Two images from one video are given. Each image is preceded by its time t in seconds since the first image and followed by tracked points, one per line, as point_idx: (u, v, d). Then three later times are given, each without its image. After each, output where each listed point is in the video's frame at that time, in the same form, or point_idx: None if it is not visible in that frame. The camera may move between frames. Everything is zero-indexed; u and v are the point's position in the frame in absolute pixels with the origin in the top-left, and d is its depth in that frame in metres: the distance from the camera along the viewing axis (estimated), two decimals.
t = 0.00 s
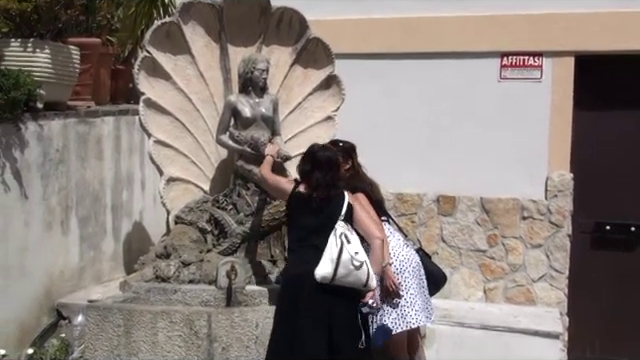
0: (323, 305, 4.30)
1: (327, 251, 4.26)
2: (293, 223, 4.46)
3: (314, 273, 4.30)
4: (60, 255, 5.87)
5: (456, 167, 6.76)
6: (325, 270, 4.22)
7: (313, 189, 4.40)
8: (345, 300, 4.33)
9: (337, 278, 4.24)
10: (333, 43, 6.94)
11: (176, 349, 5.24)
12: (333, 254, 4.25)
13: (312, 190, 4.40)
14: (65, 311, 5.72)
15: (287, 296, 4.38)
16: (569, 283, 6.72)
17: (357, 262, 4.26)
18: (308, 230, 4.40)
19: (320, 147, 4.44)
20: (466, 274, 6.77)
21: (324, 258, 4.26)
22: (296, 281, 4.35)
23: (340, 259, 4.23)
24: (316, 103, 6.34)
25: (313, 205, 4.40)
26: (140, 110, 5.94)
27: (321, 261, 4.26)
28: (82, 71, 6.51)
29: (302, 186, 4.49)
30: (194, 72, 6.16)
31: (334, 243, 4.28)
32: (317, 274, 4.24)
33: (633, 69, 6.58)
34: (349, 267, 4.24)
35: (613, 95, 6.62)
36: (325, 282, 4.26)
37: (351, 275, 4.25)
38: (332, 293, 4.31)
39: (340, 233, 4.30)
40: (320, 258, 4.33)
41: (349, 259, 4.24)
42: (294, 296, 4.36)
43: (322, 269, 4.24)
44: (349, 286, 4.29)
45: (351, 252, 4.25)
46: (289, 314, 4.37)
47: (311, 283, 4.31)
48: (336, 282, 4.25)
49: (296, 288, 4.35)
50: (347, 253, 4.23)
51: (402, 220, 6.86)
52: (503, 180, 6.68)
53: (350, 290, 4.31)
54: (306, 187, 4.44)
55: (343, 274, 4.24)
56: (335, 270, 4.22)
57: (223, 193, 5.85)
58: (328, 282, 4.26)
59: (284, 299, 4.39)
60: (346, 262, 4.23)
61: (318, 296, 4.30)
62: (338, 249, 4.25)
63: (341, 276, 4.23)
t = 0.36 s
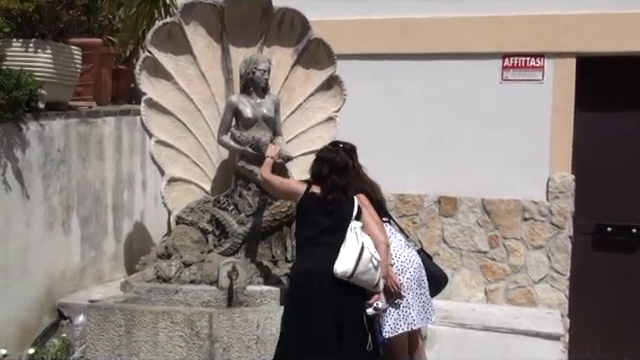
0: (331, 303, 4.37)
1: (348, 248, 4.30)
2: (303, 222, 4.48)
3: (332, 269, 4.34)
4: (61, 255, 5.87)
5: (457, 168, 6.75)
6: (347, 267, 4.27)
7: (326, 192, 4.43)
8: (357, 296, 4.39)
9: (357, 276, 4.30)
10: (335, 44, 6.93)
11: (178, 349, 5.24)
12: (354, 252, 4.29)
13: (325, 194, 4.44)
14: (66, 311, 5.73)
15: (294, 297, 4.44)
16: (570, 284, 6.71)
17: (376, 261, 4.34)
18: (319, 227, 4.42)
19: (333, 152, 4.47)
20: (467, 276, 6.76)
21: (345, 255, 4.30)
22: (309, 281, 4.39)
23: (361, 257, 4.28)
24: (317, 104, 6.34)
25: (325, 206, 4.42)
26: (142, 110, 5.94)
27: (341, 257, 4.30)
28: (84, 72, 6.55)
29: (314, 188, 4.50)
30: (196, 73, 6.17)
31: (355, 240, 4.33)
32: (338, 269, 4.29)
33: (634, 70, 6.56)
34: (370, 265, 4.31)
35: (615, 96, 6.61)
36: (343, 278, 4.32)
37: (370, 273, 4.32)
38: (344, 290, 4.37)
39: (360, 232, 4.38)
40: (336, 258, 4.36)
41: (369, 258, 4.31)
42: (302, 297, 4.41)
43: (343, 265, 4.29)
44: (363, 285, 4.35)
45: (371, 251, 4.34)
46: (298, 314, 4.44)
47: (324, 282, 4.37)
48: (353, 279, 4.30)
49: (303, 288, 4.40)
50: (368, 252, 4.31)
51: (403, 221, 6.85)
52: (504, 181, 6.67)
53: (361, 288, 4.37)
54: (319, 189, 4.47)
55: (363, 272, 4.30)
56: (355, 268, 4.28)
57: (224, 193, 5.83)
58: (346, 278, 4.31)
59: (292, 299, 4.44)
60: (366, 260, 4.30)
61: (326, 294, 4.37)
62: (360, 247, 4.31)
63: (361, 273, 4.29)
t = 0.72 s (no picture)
0: (327, 309, 4.33)
1: (350, 245, 4.29)
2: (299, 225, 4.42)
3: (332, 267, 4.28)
4: (63, 254, 5.88)
5: (459, 169, 6.75)
6: (349, 264, 4.23)
7: (329, 196, 4.41)
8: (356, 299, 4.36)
9: (358, 273, 4.27)
10: (338, 44, 6.92)
11: (179, 349, 5.26)
12: (356, 250, 4.28)
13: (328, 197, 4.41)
14: (67, 311, 5.76)
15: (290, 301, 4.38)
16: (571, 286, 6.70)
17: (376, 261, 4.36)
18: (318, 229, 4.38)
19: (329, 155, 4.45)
20: (468, 277, 6.76)
21: (346, 253, 4.28)
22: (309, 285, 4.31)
23: (362, 255, 4.28)
24: (319, 104, 6.33)
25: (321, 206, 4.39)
26: (144, 109, 5.94)
27: (343, 254, 4.26)
28: (85, 71, 6.52)
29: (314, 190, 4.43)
30: (198, 72, 6.17)
31: (355, 238, 4.34)
32: (339, 266, 4.24)
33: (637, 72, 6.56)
34: (370, 264, 4.31)
35: (617, 98, 6.60)
36: (343, 275, 4.27)
37: (369, 272, 4.32)
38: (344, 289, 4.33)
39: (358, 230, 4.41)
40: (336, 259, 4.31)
41: (370, 256, 4.32)
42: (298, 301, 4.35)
43: (345, 262, 4.25)
44: (362, 284, 4.32)
45: (371, 250, 4.36)
46: (294, 317, 4.40)
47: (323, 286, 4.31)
48: (353, 277, 4.26)
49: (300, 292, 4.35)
50: (369, 250, 4.33)
51: (404, 222, 6.85)
52: (506, 182, 6.66)
53: (359, 287, 4.35)
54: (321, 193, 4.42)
55: (363, 270, 4.29)
56: (358, 265, 4.25)
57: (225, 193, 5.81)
58: (346, 276, 4.27)
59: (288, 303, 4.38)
60: (367, 258, 4.30)
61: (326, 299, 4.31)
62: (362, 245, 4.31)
63: (361, 271, 4.27)
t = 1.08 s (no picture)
0: (328, 309, 4.36)
1: (350, 245, 4.30)
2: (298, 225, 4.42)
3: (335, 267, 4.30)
4: (66, 253, 5.89)
5: (462, 170, 6.74)
6: (351, 264, 4.25)
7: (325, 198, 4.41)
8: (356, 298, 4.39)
9: (360, 273, 4.29)
10: (342, 45, 6.93)
11: (181, 349, 5.27)
12: (357, 249, 4.29)
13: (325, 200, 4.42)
14: (70, 309, 5.77)
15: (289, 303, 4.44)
16: (573, 289, 6.69)
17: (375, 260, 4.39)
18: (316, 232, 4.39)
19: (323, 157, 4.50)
20: (470, 279, 6.75)
21: (348, 252, 4.29)
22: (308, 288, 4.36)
23: (364, 255, 4.30)
24: (322, 105, 6.35)
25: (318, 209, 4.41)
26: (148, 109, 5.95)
27: (344, 255, 4.28)
28: (89, 70, 6.52)
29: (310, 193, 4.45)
30: (202, 72, 6.18)
31: (356, 238, 4.35)
32: (342, 266, 4.26)
33: None
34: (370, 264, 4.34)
35: (621, 101, 6.59)
36: (345, 275, 4.29)
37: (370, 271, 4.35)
38: (343, 292, 4.36)
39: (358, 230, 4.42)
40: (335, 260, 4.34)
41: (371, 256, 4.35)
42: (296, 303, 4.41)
43: (346, 262, 4.26)
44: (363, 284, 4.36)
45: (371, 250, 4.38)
46: (293, 317, 4.44)
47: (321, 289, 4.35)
48: (354, 277, 4.29)
49: (299, 294, 4.39)
50: (370, 250, 4.35)
51: (407, 223, 6.85)
52: (510, 184, 6.65)
53: (360, 287, 4.38)
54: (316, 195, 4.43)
55: (365, 270, 4.31)
56: (360, 265, 4.28)
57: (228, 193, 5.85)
58: (348, 275, 4.29)
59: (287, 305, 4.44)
60: (368, 258, 4.32)
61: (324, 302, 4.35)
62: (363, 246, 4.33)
63: (363, 271, 4.30)
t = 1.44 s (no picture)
0: (330, 307, 4.24)
1: (342, 255, 4.16)
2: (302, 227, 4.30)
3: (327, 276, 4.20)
4: (70, 252, 5.90)
5: (466, 170, 6.74)
6: (342, 274, 4.14)
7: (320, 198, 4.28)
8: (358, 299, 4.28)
9: (351, 282, 4.17)
10: (346, 44, 6.93)
11: (184, 348, 5.27)
12: (349, 258, 4.15)
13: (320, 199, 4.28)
14: (73, 308, 5.76)
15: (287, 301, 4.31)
16: (577, 290, 6.68)
17: (372, 265, 4.23)
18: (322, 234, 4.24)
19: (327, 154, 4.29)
20: (473, 279, 6.75)
21: (339, 261, 4.17)
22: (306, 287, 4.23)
23: (356, 263, 4.16)
24: (326, 104, 6.34)
25: (318, 213, 4.26)
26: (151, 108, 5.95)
27: (336, 263, 4.16)
28: (93, 70, 6.53)
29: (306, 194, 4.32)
30: (206, 72, 6.19)
31: (349, 246, 4.21)
32: (331, 277, 4.16)
33: None
34: (364, 271, 4.19)
35: (625, 101, 6.58)
36: (338, 285, 4.18)
37: (363, 279, 4.21)
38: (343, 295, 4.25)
39: (353, 235, 4.25)
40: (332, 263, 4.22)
41: (365, 263, 4.20)
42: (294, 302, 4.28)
43: (336, 272, 4.15)
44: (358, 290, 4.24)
45: (366, 256, 4.22)
46: (293, 314, 4.29)
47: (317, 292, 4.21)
48: (348, 285, 4.18)
49: (300, 291, 4.26)
50: (363, 257, 4.19)
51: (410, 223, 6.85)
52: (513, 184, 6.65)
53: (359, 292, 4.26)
54: (310, 195, 4.29)
55: (358, 278, 4.18)
56: (352, 274, 4.15)
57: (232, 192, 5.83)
58: (341, 284, 4.18)
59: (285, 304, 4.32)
60: (362, 265, 4.19)
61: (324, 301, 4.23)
62: (355, 254, 4.18)
63: (355, 279, 4.18)
